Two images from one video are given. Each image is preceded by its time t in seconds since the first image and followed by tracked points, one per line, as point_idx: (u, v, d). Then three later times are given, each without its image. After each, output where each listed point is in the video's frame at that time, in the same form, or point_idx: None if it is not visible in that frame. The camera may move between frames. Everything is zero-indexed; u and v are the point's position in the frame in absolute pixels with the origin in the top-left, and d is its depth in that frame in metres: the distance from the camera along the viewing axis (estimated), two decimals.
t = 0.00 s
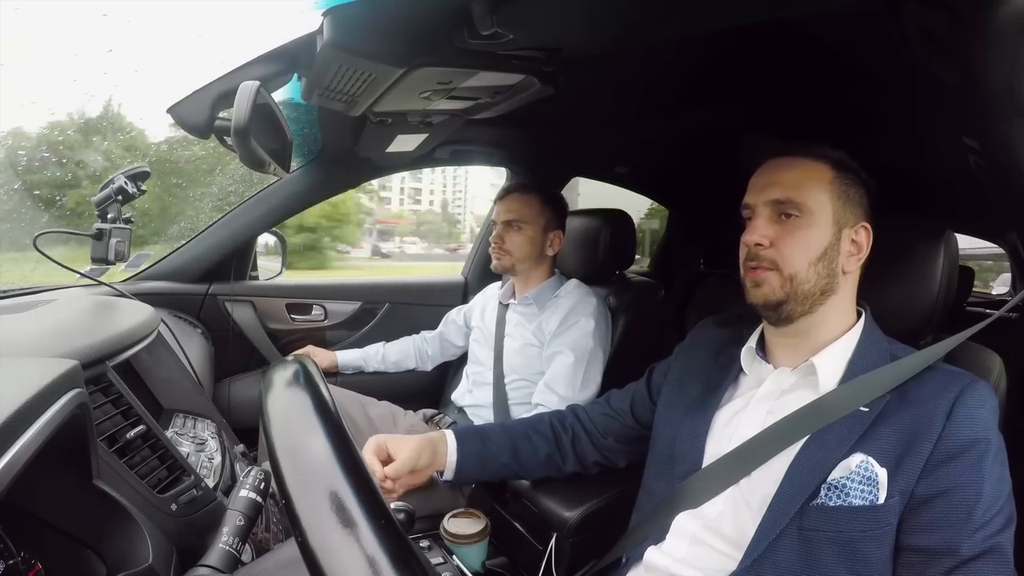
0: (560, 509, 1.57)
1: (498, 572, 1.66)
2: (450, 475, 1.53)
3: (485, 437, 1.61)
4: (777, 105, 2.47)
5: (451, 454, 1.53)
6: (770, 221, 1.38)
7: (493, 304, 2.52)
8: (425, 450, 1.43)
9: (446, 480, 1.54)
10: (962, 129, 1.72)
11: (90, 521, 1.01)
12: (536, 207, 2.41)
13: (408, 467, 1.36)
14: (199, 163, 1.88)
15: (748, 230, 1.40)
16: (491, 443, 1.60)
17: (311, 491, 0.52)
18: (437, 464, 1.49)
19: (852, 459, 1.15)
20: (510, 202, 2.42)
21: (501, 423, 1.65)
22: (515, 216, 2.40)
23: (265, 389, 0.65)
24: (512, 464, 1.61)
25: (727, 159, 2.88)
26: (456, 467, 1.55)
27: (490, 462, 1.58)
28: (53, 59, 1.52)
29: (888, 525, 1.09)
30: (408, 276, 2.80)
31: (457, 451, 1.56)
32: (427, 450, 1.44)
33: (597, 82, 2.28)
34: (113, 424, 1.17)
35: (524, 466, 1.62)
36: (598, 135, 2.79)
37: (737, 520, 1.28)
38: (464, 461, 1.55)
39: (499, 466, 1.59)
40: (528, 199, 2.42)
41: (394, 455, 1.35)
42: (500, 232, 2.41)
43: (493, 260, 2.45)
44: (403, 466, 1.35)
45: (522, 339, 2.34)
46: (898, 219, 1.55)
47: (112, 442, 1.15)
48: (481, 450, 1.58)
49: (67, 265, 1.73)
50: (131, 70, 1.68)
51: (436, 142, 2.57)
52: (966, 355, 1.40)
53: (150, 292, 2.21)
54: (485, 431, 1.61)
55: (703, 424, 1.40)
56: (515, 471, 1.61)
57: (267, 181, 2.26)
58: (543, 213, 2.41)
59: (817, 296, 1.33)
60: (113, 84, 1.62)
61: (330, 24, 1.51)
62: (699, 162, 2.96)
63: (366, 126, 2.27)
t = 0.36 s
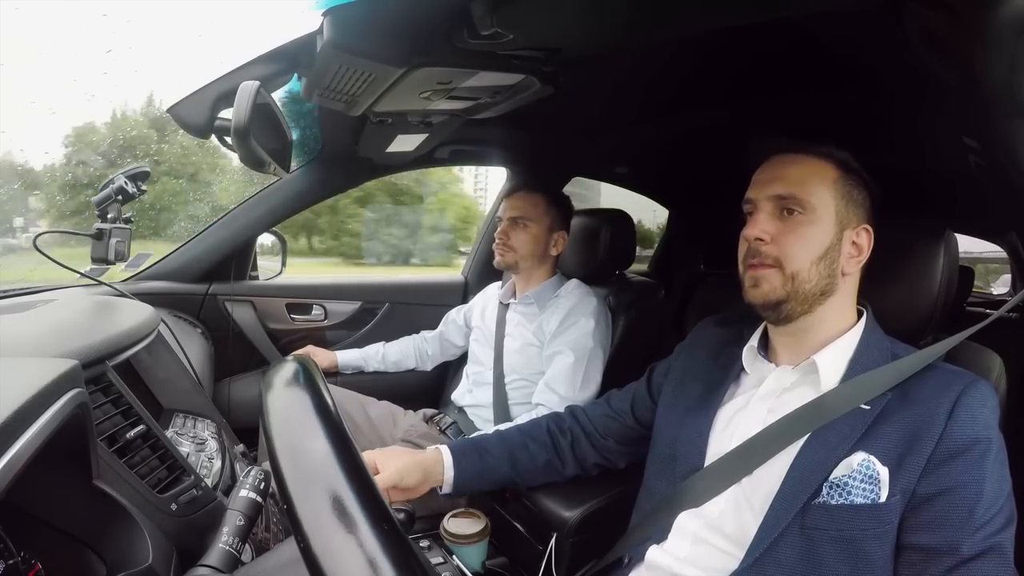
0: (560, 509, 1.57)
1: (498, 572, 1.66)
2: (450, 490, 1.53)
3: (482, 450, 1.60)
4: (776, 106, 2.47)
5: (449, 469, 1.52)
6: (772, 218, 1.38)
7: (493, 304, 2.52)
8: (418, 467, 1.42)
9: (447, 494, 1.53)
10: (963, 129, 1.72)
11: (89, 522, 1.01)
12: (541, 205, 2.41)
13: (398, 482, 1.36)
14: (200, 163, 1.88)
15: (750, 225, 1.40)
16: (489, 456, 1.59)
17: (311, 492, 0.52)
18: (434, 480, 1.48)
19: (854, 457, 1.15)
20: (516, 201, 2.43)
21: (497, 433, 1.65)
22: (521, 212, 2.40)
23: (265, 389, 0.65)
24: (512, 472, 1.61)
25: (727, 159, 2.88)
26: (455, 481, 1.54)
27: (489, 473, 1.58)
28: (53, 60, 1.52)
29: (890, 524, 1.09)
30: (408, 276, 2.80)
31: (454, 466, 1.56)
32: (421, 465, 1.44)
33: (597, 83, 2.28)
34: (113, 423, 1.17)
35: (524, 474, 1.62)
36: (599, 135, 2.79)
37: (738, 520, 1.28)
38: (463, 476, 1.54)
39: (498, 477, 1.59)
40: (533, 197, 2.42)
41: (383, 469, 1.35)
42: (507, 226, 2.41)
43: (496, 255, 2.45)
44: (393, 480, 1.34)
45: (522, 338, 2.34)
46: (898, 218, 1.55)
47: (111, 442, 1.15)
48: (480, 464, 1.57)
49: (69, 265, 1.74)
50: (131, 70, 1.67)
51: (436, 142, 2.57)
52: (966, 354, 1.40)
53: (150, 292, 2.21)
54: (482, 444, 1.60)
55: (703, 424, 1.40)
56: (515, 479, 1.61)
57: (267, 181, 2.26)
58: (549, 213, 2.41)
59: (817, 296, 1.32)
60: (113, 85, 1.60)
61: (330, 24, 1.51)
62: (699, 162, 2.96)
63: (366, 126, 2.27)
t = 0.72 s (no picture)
0: (560, 509, 1.57)
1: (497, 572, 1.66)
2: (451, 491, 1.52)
3: (483, 457, 1.59)
4: (776, 106, 2.47)
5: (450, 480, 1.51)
6: (768, 224, 1.38)
7: (493, 304, 2.52)
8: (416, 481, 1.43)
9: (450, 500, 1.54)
10: (963, 129, 1.72)
11: (89, 522, 1.01)
12: (539, 208, 2.41)
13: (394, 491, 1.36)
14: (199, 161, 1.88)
15: (745, 232, 1.39)
16: (489, 463, 1.59)
17: (312, 491, 0.52)
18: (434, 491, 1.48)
19: (852, 459, 1.15)
20: (512, 202, 2.43)
21: (495, 438, 1.65)
22: (518, 216, 2.40)
23: (265, 390, 0.65)
24: (512, 478, 1.61)
25: (727, 159, 2.88)
26: (458, 489, 1.54)
27: (491, 479, 1.58)
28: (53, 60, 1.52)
29: (889, 526, 1.09)
30: (408, 276, 2.80)
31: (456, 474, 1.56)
32: (420, 478, 1.44)
33: (598, 83, 2.28)
34: (113, 424, 1.17)
35: (524, 479, 1.62)
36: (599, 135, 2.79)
37: (736, 520, 1.28)
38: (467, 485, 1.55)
39: (500, 483, 1.59)
40: (530, 199, 2.41)
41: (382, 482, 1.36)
42: (503, 230, 2.41)
43: (495, 258, 2.45)
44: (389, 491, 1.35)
45: (522, 339, 2.34)
46: (897, 218, 1.55)
47: (111, 442, 1.15)
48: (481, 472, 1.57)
49: (69, 265, 1.75)
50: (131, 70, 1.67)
51: (436, 142, 2.57)
52: (965, 355, 1.40)
53: (151, 292, 2.21)
54: (482, 451, 1.60)
55: (701, 423, 1.40)
56: (516, 484, 1.62)
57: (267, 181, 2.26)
58: (546, 215, 2.41)
59: (813, 302, 1.33)
60: (113, 85, 1.59)
61: (330, 24, 1.51)
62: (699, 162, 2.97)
63: (366, 126, 2.27)
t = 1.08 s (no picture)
0: (560, 508, 1.57)
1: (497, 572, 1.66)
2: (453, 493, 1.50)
3: (486, 463, 1.59)
4: (776, 106, 2.47)
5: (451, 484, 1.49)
6: (773, 214, 1.38)
7: (493, 304, 2.52)
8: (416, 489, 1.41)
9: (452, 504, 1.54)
10: (963, 129, 1.72)
11: (89, 522, 1.01)
12: (536, 207, 2.41)
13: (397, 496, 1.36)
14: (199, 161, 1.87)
15: (751, 220, 1.40)
16: (492, 469, 1.59)
17: (312, 490, 0.52)
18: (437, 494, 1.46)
19: (852, 455, 1.15)
20: (510, 202, 2.43)
21: (496, 441, 1.65)
22: (517, 213, 2.40)
23: (265, 389, 0.65)
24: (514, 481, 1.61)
25: (727, 159, 2.88)
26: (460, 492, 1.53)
27: (494, 484, 1.58)
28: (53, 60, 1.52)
29: (889, 522, 1.09)
30: (408, 276, 2.81)
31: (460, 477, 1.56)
32: (424, 487, 1.43)
33: (598, 83, 2.28)
34: (113, 424, 1.17)
35: (526, 482, 1.62)
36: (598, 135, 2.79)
37: (736, 518, 1.28)
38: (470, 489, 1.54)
39: (502, 486, 1.59)
40: (528, 198, 2.42)
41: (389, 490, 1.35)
42: (501, 228, 2.41)
43: (494, 258, 2.44)
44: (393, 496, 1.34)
45: (522, 339, 2.34)
46: (897, 217, 1.55)
47: (111, 442, 1.15)
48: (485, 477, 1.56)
49: (69, 265, 1.75)
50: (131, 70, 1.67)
51: (436, 142, 2.57)
52: (965, 354, 1.40)
53: (150, 292, 2.21)
54: (484, 456, 1.59)
55: (701, 422, 1.40)
56: (518, 487, 1.61)
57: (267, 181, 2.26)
58: (543, 214, 2.41)
59: (815, 293, 1.33)
60: (113, 84, 1.60)
61: (330, 24, 1.51)
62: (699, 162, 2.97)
63: (366, 126, 2.27)
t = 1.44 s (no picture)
0: (560, 509, 1.57)
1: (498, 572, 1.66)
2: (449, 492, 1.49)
3: (487, 465, 1.59)
4: (777, 106, 2.47)
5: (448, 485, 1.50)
6: (769, 220, 1.38)
7: (493, 304, 2.52)
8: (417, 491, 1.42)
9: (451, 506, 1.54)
10: (963, 129, 1.72)
11: (90, 522, 1.01)
12: (534, 206, 2.41)
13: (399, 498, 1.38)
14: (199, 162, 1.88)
15: (746, 228, 1.40)
16: (492, 472, 1.59)
17: (312, 490, 0.52)
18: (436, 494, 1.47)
19: (852, 459, 1.15)
20: (508, 202, 2.43)
21: (499, 442, 1.65)
22: (515, 213, 2.41)
23: (265, 389, 0.64)
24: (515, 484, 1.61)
25: (727, 159, 2.88)
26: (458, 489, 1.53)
27: (494, 486, 1.58)
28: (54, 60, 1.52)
29: (888, 525, 1.09)
30: (408, 276, 2.81)
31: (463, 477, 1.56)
32: (425, 490, 1.43)
33: (598, 83, 2.28)
34: (113, 424, 1.17)
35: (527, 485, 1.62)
36: (598, 135, 2.79)
37: (736, 520, 1.28)
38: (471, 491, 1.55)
39: (503, 489, 1.59)
40: (526, 198, 2.42)
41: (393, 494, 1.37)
42: (500, 228, 2.41)
43: (492, 257, 2.44)
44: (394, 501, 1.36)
45: (522, 338, 2.34)
46: (896, 217, 1.55)
47: (112, 442, 1.15)
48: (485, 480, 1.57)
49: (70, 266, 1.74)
50: (130, 70, 1.68)
51: (436, 142, 2.57)
52: (965, 354, 1.40)
53: (150, 292, 2.21)
54: (484, 458, 1.60)
55: (701, 423, 1.40)
56: (519, 490, 1.61)
57: (267, 181, 2.27)
58: (542, 213, 2.41)
59: (813, 298, 1.32)
60: (114, 84, 1.65)
61: (330, 25, 1.51)
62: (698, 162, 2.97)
63: (366, 126, 2.27)
